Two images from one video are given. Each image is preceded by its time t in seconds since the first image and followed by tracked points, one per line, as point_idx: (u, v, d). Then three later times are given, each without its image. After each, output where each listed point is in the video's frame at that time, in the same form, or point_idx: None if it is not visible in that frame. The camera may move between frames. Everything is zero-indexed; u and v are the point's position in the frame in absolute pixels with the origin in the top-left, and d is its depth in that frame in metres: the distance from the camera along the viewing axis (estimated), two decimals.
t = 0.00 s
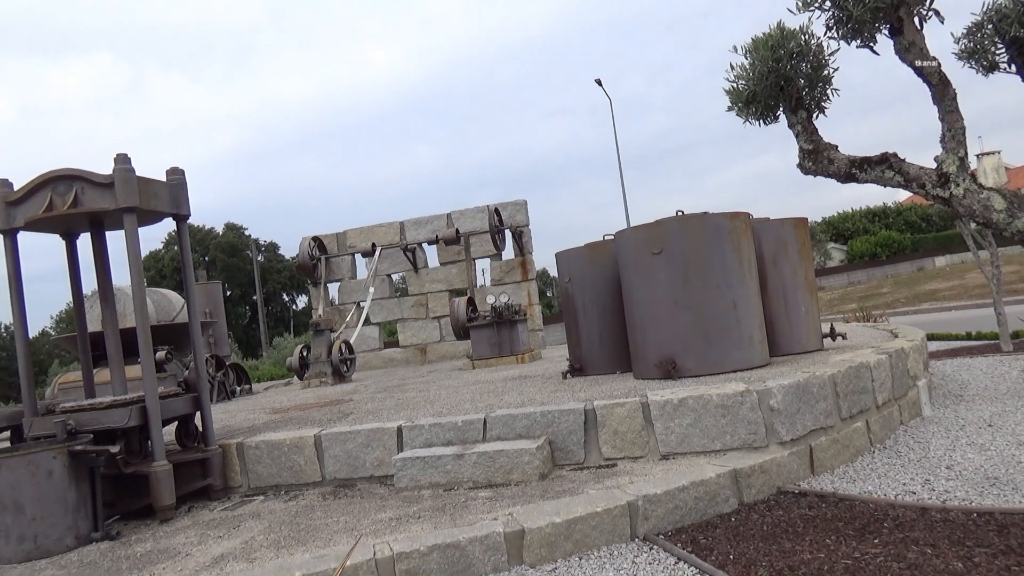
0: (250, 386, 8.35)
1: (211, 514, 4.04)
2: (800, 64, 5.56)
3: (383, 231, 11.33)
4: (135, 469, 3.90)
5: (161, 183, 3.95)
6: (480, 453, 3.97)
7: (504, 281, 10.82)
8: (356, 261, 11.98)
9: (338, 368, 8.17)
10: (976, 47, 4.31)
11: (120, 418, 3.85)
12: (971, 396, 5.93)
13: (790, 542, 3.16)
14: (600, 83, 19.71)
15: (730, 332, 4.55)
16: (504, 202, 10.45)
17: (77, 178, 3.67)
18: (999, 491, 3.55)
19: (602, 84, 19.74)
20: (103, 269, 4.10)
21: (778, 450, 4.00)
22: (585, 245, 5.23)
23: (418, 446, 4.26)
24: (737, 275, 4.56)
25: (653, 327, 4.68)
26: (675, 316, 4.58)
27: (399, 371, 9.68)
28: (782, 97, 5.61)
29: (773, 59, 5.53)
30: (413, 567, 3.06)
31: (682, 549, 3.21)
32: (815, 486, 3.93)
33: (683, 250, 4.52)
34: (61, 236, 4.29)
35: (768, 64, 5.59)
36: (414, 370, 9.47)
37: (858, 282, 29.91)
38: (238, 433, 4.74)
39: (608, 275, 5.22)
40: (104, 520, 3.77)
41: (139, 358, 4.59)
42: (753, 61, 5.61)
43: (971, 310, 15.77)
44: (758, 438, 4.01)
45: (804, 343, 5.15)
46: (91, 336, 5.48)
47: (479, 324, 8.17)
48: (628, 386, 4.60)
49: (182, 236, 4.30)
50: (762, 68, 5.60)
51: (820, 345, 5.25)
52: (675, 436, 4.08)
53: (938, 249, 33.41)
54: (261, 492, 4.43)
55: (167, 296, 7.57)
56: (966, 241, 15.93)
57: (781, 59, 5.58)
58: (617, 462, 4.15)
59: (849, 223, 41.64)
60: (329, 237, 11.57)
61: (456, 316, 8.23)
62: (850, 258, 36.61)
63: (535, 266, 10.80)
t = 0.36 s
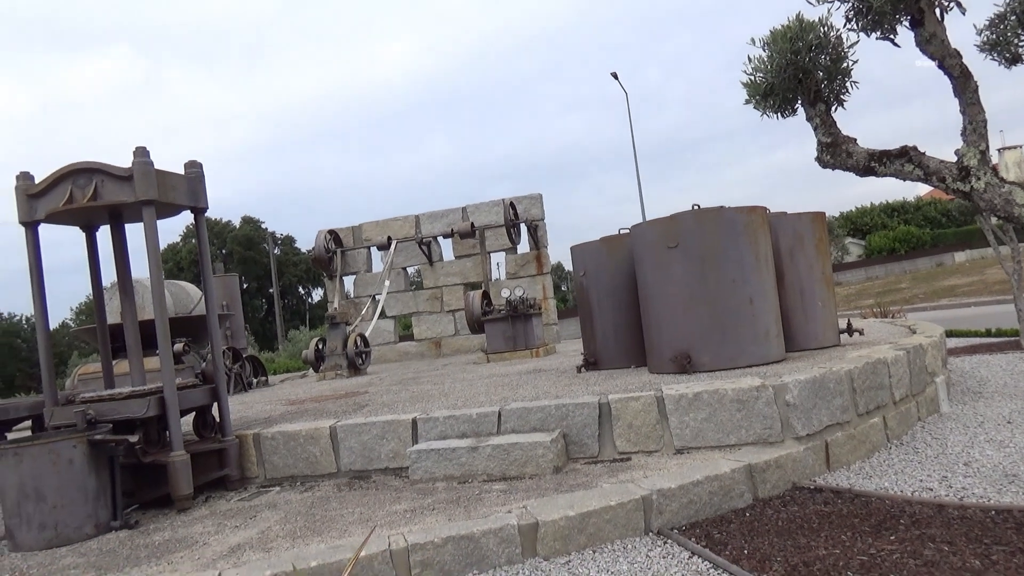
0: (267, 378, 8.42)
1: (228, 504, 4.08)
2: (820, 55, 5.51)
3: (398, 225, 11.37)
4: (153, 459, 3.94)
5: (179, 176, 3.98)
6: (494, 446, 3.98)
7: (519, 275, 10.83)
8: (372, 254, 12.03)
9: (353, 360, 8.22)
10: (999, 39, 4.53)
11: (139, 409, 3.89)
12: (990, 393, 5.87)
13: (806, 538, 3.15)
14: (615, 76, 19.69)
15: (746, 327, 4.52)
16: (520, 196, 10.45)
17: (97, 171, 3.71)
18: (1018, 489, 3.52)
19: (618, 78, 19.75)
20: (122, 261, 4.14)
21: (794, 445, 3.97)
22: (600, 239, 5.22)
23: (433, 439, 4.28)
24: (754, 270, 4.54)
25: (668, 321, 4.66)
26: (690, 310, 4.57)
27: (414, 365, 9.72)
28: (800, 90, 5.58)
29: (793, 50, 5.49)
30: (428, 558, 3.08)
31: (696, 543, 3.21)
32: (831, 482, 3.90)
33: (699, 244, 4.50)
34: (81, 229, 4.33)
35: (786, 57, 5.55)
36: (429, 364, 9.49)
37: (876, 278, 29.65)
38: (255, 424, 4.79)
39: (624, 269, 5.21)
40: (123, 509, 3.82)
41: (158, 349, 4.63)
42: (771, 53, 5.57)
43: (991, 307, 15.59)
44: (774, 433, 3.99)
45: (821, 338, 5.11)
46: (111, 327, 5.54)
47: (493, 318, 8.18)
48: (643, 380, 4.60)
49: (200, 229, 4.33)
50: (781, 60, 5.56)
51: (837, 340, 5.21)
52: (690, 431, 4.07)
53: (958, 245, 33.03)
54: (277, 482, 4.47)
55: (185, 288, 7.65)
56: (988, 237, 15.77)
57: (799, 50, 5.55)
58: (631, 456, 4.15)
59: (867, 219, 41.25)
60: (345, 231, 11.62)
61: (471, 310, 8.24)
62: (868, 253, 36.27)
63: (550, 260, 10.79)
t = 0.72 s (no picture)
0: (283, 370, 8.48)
1: (244, 494, 4.11)
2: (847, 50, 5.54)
3: (414, 218, 11.39)
4: (171, 449, 3.98)
5: (197, 168, 4.01)
6: (509, 440, 3.99)
7: (534, 269, 10.82)
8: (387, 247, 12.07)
9: (369, 353, 8.25)
10: None
11: (157, 399, 3.93)
12: (1010, 390, 5.80)
13: (821, 534, 3.13)
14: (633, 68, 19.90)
15: (762, 322, 4.50)
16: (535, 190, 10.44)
17: (116, 163, 3.74)
18: None
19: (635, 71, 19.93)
20: (141, 253, 4.18)
21: (810, 441, 3.95)
22: (616, 234, 5.21)
23: (447, 431, 4.29)
24: (771, 265, 4.50)
25: (684, 316, 4.64)
26: (707, 306, 4.54)
27: (429, 357, 9.74)
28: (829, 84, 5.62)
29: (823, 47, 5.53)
30: (442, 550, 3.09)
31: (711, 539, 3.20)
32: (847, 479, 3.88)
33: (716, 238, 4.48)
34: (101, 220, 4.37)
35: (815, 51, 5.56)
36: (444, 356, 9.52)
37: (894, 273, 29.37)
38: (271, 415, 4.82)
39: (639, 263, 5.19)
40: (141, 498, 3.86)
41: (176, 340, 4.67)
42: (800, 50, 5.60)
43: (1011, 303, 15.40)
44: (790, 429, 3.97)
45: (838, 334, 5.08)
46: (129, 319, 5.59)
47: (508, 311, 8.18)
48: (658, 375, 4.59)
49: (218, 221, 4.36)
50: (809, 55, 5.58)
51: (854, 336, 5.17)
52: (705, 426, 4.06)
53: (979, 240, 32.64)
54: (293, 473, 4.50)
55: (202, 280, 7.70)
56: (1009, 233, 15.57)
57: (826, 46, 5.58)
58: (645, 451, 4.14)
59: (885, 214, 40.87)
60: (361, 224, 11.66)
61: (486, 303, 8.25)
62: (886, 249, 35.91)
63: (565, 254, 10.78)
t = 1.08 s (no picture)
0: (298, 362, 8.53)
1: (260, 485, 4.15)
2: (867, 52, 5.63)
3: (429, 211, 11.41)
4: (188, 439, 4.02)
5: (214, 160, 4.03)
6: (523, 433, 3.99)
7: (549, 262, 10.81)
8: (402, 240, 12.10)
9: (383, 345, 8.29)
10: None
11: (174, 390, 3.97)
12: None
13: (837, 531, 3.11)
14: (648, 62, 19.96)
15: (778, 317, 4.47)
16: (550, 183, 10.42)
17: (135, 156, 3.77)
18: None
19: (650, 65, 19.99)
20: (159, 245, 4.21)
21: (826, 437, 3.92)
22: (631, 227, 5.19)
23: (461, 424, 4.30)
24: (788, 259, 4.47)
25: (699, 310, 4.62)
26: (722, 300, 4.52)
27: (442, 350, 9.77)
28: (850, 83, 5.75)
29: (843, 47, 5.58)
30: (456, 542, 3.10)
31: (725, 533, 3.19)
32: (863, 475, 3.85)
33: (732, 232, 4.45)
34: (119, 212, 4.41)
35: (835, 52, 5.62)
36: (458, 349, 9.53)
37: (912, 269, 29.09)
38: (287, 407, 4.86)
39: (654, 257, 5.17)
40: (159, 487, 3.90)
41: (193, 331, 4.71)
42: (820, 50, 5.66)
43: None
44: (806, 425, 3.95)
45: (855, 330, 5.03)
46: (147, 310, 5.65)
47: (522, 305, 8.18)
48: (673, 369, 4.57)
49: (235, 214, 4.38)
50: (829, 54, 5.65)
51: (872, 331, 5.13)
52: (720, 421, 4.04)
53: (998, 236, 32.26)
54: (308, 464, 4.53)
55: (219, 272, 7.76)
56: None
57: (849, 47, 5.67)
58: (660, 445, 4.13)
59: (903, 209, 40.49)
60: (375, 217, 11.69)
61: (500, 296, 8.25)
62: (903, 244, 35.56)
63: (580, 247, 10.76)
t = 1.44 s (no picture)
0: (312, 355, 8.58)
1: (275, 476, 4.18)
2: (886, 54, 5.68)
3: (443, 205, 11.42)
4: (204, 430, 4.05)
5: (231, 154, 4.05)
6: (537, 427, 3.99)
7: (563, 257, 10.79)
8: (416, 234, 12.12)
9: (397, 339, 8.31)
10: None
11: (191, 381, 4.00)
12: None
13: (852, 528, 3.09)
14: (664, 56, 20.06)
15: (794, 313, 4.44)
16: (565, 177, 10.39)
17: (152, 149, 3.79)
18: None
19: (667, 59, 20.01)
20: (176, 237, 4.24)
21: (842, 434, 3.90)
22: (647, 221, 5.17)
23: (475, 417, 4.31)
24: (804, 254, 4.44)
25: (715, 305, 4.60)
26: (738, 295, 4.50)
27: (456, 344, 9.79)
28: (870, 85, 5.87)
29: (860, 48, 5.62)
30: (470, 534, 3.11)
31: (739, 529, 3.18)
32: (880, 472, 3.82)
33: (748, 227, 4.42)
34: (137, 205, 4.44)
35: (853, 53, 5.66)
36: (471, 343, 9.54)
37: (929, 265, 28.80)
38: (302, 399, 4.88)
39: (670, 252, 5.15)
40: (175, 478, 3.94)
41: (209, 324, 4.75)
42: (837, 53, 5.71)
43: None
44: (821, 421, 3.92)
45: (872, 326, 5.00)
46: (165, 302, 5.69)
47: (536, 299, 8.17)
48: (688, 364, 4.55)
49: (251, 207, 4.40)
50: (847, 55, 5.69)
51: (888, 328, 5.08)
52: (734, 416, 4.02)
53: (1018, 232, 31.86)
54: (322, 456, 4.55)
55: (234, 264, 7.80)
56: None
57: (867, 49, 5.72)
58: (674, 440, 4.12)
59: (921, 204, 40.09)
60: (390, 210, 11.71)
61: (514, 291, 8.24)
62: (921, 239, 35.21)
63: (594, 242, 10.73)
